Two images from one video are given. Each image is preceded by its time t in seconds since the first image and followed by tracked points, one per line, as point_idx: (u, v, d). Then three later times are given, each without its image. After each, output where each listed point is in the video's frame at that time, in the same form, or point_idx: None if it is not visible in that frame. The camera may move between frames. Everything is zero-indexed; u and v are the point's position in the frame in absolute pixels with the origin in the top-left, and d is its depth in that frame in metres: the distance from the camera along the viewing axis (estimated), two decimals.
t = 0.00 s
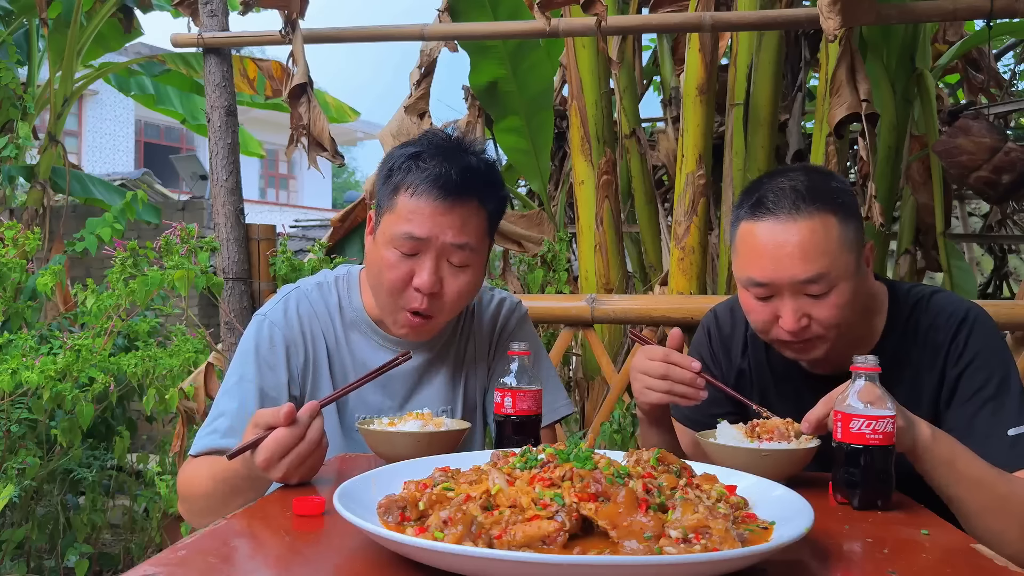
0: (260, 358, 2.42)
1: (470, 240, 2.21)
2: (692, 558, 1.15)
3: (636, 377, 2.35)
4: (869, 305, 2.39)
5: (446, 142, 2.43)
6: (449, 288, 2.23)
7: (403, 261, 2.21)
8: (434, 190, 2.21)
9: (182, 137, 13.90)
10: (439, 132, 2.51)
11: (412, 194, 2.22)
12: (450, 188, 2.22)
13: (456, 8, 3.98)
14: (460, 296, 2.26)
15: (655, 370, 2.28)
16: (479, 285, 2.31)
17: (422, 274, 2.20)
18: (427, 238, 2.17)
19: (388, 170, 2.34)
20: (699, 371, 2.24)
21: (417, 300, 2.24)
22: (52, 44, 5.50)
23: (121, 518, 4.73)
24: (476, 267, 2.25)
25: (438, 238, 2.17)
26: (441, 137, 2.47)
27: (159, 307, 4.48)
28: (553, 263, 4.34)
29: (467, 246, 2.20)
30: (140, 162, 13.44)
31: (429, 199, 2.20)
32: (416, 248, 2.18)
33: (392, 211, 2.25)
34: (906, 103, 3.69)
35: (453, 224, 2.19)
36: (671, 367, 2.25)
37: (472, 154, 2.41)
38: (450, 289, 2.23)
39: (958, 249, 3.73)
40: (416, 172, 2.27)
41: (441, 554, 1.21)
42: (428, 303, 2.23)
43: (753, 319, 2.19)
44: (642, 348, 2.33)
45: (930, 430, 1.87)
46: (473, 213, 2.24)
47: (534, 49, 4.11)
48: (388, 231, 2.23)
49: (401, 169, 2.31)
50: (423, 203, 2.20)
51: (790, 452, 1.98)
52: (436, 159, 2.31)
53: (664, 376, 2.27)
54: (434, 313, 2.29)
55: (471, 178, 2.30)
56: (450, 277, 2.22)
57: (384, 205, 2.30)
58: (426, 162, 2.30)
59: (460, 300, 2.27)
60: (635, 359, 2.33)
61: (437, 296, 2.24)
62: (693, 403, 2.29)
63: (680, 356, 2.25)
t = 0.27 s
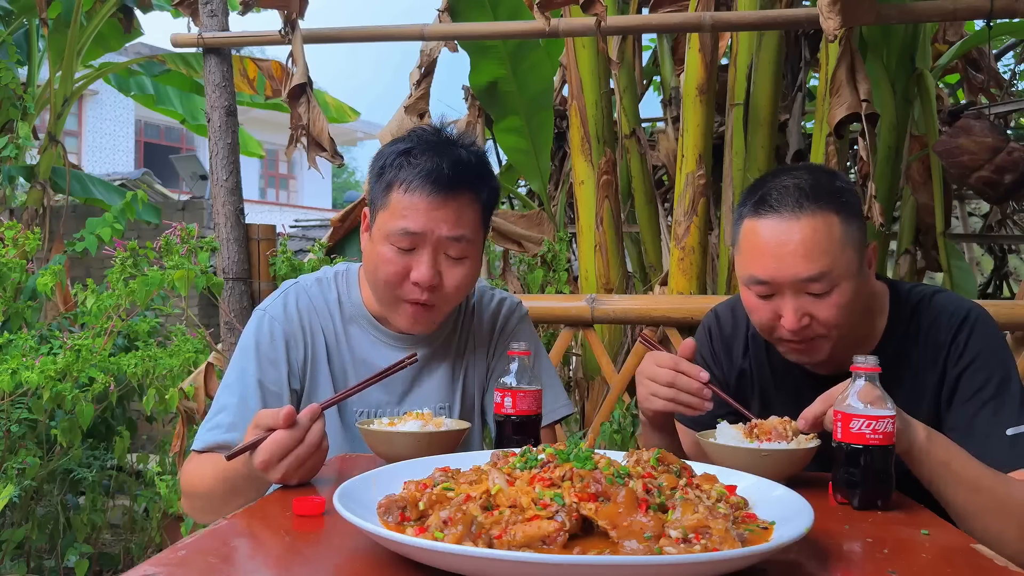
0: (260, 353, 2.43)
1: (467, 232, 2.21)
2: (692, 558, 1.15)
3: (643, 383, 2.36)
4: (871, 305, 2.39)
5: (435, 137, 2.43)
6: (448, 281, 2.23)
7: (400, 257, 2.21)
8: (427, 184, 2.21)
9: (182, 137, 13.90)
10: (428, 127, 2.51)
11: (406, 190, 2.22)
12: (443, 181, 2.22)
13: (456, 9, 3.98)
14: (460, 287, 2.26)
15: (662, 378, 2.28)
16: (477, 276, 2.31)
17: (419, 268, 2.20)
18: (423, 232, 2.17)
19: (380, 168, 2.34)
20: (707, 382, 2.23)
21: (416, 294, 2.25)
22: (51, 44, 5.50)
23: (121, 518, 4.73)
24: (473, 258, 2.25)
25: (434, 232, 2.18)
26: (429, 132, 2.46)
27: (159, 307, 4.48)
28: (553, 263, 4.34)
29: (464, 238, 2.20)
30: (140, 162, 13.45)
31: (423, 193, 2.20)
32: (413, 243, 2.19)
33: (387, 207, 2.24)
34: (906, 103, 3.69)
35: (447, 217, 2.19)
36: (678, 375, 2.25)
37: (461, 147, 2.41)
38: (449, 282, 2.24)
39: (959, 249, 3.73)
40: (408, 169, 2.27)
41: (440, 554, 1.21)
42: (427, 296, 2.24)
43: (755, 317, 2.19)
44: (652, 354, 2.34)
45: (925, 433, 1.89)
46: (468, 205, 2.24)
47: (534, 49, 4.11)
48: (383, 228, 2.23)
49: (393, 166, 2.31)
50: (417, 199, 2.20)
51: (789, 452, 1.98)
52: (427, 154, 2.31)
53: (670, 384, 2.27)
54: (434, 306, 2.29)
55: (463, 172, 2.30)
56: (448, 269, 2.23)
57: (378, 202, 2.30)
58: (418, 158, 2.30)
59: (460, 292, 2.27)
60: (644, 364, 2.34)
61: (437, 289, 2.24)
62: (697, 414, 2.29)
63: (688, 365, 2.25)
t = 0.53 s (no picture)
0: (261, 350, 2.43)
1: (465, 218, 2.22)
2: (693, 558, 1.15)
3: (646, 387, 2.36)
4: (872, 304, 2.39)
5: (430, 128, 2.44)
6: (447, 268, 2.23)
7: (400, 246, 2.21)
8: (424, 172, 2.22)
9: (182, 137, 13.90)
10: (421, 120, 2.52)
11: (404, 179, 2.23)
12: (441, 168, 2.23)
13: (456, 9, 3.98)
14: (458, 275, 2.26)
15: (664, 382, 2.28)
16: (476, 264, 2.32)
17: (419, 256, 2.20)
18: (423, 219, 2.18)
19: (377, 160, 2.34)
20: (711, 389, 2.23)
21: (416, 284, 2.24)
22: (51, 44, 5.50)
23: (121, 518, 4.73)
24: (471, 246, 2.27)
25: (433, 219, 2.19)
26: (423, 124, 2.47)
27: (159, 307, 4.48)
28: (553, 263, 4.34)
29: (462, 224, 2.21)
30: (140, 162, 13.45)
31: (422, 181, 2.21)
32: (413, 231, 2.20)
33: (385, 198, 2.25)
34: (906, 103, 3.69)
35: (446, 203, 2.20)
36: (681, 380, 2.25)
37: (455, 138, 2.42)
38: (448, 271, 2.24)
39: (959, 249, 3.73)
40: (405, 158, 2.28)
41: (441, 554, 1.21)
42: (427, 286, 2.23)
43: (753, 316, 2.19)
44: (656, 360, 2.34)
45: (923, 432, 1.90)
46: (465, 192, 2.25)
47: (534, 49, 4.11)
48: (382, 217, 2.23)
49: (390, 157, 2.31)
50: (415, 186, 2.21)
51: (789, 452, 1.98)
52: (423, 144, 2.32)
53: (673, 388, 2.27)
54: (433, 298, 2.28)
55: (459, 160, 2.31)
56: (447, 256, 2.23)
57: (376, 192, 2.30)
58: (415, 147, 2.31)
59: (459, 281, 2.27)
60: (649, 369, 2.34)
61: (435, 278, 2.23)
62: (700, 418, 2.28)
63: (692, 372, 2.25)
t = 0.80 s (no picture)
0: (263, 347, 2.43)
1: (465, 218, 2.22)
2: (692, 558, 1.15)
3: (626, 408, 2.33)
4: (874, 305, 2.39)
5: (430, 126, 2.44)
6: (449, 266, 2.24)
7: (401, 244, 2.22)
8: (425, 171, 2.22)
9: (182, 137, 13.90)
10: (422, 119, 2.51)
11: (405, 179, 2.23)
12: (442, 168, 2.23)
13: (456, 9, 3.97)
14: (459, 273, 2.26)
15: (642, 392, 2.28)
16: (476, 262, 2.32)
17: (420, 254, 2.21)
18: (423, 219, 2.19)
19: (378, 160, 2.33)
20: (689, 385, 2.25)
21: (417, 279, 2.24)
22: (52, 44, 5.50)
23: (121, 518, 4.73)
24: (471, 245, 2.27)
25: (434, 218, 2.19)
26: (424, 123, 2.47)
27: (159, 307, 4.48)
28: (553, 263, 4.34)
29: (463, 225, 2.21)
30: (140, 162, 13.45)
31: (423, 181, 2.21)
32: (413, 231, 2.20)
33: (386, 197, 2.25)
34: (906, 103, 3.69)
35: (446, 203, 2.20)
36: (658, 384, 2.27)
37: (456, 137, 2.41)
38: (449, 268, 2.25)
39: (959, 249, 3.73)
40: (406, 158, 2.28)
41: (441, 554, 1.21)
42: (428, 281, 2.24)
43: (751, 311, 2.19)
44: (624, 376, 2.36)
45: (924, 432, 1.89)
46: (466, 191, 2.25)
47: (534, 49, 4.11)
48: (383, 216, 2.24)
49: (391, 156, 2.31)
50: (415, 186, 2.21)
51: (789, 452, 1.98)
52: (424, 143, 2.32)
53: (651, 396, 2.27)
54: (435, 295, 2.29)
55: (460, 160, 2.31)
56: (448, 255, 2.24)
57: (377, 191, 2.30)
58: (416, 147, 2.30)
59: (460, 279, 2.28)
60: (621, 386, 2.35)
61: (437, 275, 2.24)
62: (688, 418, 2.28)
63: (666, 373, 2.28)
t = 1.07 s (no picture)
0: (264, 346, 2.43)
1: (465, 220, 2.22)
2: (692, 558, 1.15)
3: (626, 430, 2.27)
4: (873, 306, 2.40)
5: (430, 127, 2.43)
6: (449, 267, 2.24)
7: (401, 245, 2.22)
8: (425, 173, 2.22)
9: (182, 137, 13.90)
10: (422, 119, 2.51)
11: (405, 180, 2.23)
12: (442, 170, 2.23)
13: (456, 8, 3.97)
14: (458, 275, 2.26)
15: (637, 409, 2.23)
16: (476, 263, 2.32)
17: (420, 256, 2.21)
18: (424, 221, 2.19)
19: (379, 160, 2.34)
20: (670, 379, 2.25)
21: (417, 280, 2.24)
22: (52, 44, 5.50)
23: (121, 518, 4.73)
24: (471, 246, 2.27)
25: (434, 220, 2.19)
26: (424, 124, 2.47)
27: (159, 307, 4.48)
28: (553, 263, 4.35)
29: (462, 226, 2.21)
30: (140, 162, 13.45)
31: (423, 183, 2.21)
32: (413, 233, 2.20)
33: (386, 198, 2.25)
34: (906, 103, 3.69)
35: (446, 205, 2.20)
36: (646, 394, 2.23)
37: (456, 138, 2.41)
38: (450, 269, 2.24)
39: (959, 249, 3.73)
40: (407, 159, 2.27)
41: (440, 554, 1.21)
42: (429, 283, 2.24)
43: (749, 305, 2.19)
44: (605, 404, 2.29)
45: (924, 433, 1.89)
46: (466, 193, 2.25)
47: (534, 48, 4.11)
48: (384, 218, 2.24)
49: (391, 157, 2.31)
50: (416, 187, 2.21)
51: (790, 452, 1.98)
52: (424, 145, 2.32)
53: (646, 408, 2.23)
54: (434, 295, 2.29)
55: (460, 161, 2.30)
56: (448, 256, 2.23)
57: (378, 192, 2.30)
58: (416, 149, 2.30)
59: (461, 280, 2.28)
60: (610, 412, 2.27)
61: (438, 275, 2.24)
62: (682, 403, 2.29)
63: (647, 380, 2.24)
